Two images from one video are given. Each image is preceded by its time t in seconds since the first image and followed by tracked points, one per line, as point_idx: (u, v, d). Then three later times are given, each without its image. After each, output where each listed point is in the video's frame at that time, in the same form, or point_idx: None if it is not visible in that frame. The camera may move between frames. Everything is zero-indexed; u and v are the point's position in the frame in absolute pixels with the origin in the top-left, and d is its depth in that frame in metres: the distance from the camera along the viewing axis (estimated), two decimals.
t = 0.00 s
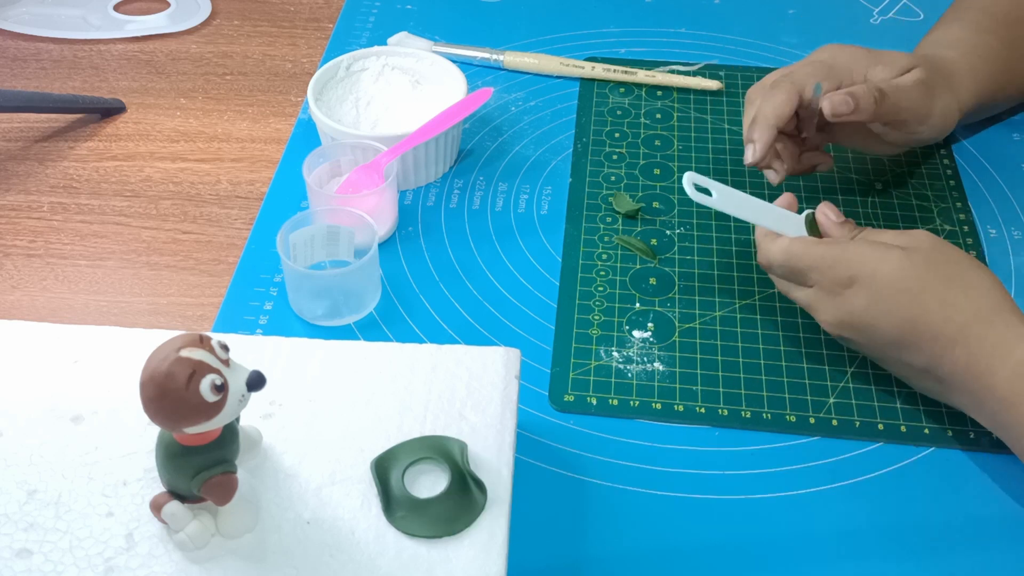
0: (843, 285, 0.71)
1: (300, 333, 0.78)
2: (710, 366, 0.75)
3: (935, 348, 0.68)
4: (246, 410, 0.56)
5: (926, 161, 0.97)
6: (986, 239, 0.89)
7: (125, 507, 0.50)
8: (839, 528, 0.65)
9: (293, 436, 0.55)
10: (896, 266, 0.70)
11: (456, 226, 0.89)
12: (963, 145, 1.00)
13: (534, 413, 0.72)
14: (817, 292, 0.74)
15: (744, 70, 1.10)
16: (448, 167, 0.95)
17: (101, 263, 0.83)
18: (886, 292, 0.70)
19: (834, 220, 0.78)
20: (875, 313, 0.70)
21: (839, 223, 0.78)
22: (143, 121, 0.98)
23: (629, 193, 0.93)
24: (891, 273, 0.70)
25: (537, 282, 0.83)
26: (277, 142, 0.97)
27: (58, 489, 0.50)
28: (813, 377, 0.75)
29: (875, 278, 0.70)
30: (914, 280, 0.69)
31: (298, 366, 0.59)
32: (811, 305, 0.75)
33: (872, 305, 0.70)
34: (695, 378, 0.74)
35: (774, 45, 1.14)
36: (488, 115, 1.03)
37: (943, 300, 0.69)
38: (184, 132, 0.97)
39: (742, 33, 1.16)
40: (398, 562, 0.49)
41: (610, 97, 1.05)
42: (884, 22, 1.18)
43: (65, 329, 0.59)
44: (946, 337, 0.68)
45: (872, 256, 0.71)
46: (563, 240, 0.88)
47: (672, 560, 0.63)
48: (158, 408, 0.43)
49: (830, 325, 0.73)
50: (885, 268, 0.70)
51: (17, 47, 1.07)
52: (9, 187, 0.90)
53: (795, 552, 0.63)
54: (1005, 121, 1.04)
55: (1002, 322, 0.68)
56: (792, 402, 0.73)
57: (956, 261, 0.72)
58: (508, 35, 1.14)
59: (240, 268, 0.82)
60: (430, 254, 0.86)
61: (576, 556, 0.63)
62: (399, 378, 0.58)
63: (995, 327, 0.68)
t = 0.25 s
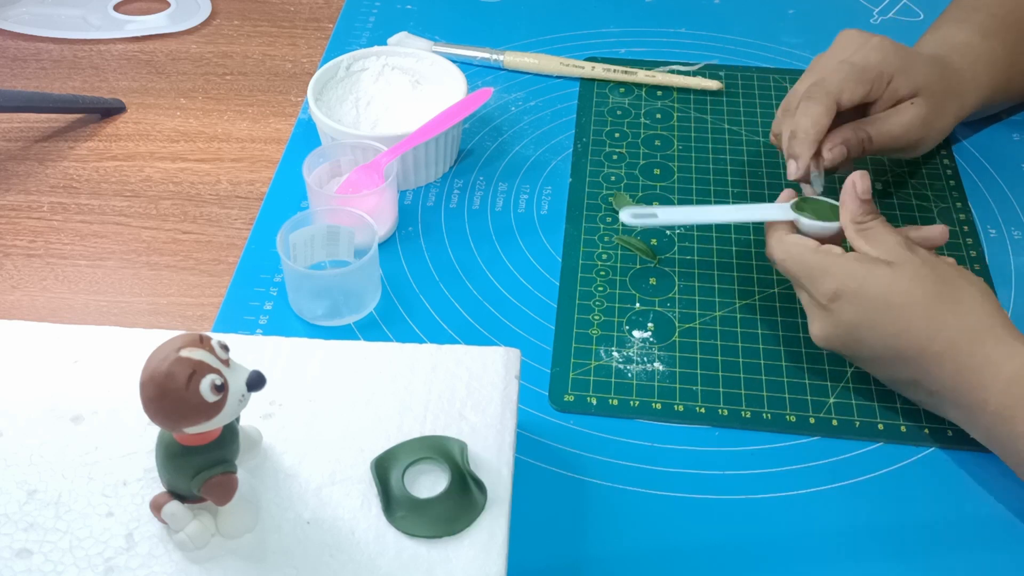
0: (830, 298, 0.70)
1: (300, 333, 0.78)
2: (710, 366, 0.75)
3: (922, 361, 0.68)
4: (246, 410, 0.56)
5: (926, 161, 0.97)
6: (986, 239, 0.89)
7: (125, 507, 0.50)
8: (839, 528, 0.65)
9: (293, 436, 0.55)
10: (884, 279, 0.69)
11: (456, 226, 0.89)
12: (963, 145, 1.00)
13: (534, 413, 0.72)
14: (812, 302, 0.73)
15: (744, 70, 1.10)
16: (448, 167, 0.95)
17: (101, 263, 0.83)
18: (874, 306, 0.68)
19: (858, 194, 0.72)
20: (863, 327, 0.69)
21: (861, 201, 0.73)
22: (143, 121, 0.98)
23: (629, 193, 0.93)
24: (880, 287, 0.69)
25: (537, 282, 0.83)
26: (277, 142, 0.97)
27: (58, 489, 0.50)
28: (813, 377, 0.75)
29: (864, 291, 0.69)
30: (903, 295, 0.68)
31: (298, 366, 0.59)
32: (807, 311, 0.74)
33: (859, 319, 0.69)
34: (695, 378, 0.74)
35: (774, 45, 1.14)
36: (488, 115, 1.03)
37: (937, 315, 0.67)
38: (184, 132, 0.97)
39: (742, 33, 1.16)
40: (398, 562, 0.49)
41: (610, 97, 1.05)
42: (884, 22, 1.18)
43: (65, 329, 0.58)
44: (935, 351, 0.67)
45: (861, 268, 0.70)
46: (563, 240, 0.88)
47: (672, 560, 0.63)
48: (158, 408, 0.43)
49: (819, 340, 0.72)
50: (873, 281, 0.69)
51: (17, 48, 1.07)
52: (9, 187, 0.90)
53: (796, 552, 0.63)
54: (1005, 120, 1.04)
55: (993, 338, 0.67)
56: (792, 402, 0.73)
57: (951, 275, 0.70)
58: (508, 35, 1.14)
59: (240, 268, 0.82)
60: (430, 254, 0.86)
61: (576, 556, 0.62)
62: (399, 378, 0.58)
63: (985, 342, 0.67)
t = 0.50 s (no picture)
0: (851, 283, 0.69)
1: (300, 333, 0.78)
2: (710, 366, 0.75)
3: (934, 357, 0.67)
4: (246, 410, 0.56)
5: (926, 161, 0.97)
6: (986, 239, 0.89)
7: (125, 507, 0.50)
8: (839, 528, 0.65)
9: (293, 437, 0.55)
10: (905, 272, 0.68)
11: (456, 226, 0.89)
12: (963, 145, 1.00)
13: (534, 413, 0.72)
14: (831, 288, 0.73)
15: (744, 70, 1.10)
16: (447, 167, 0.95)
17: (101, 263, 0.83)
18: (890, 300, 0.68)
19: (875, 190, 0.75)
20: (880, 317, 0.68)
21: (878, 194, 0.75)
22: (143, 121, 0.98)
23: (629, 193, 0.93)
24: (899, 279, 0.68)
25: (537, 282, 0.83)
26: (277, 142, 0.97)
27: (58, 489, 0.50)
28: (814, 377, 0.75)
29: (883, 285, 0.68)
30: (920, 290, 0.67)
31: (298, 366, 0.59)
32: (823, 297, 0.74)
33: (878, 308, 0.68)
34: (695, 378, 0.74)
35: (774, 45, 1.14)
36: (488, 115, 1.03)
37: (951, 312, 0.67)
38: (184, 132, 0.97)
39: (742, 33, 1.16)
40: (398, 561, 0.49)
41: (610, 97, 1.05)
42: (884, 22, 1.18)
43: (65, 329, 0.58)
44: (946, 347, 0.67)
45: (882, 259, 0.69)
46: (563, 240, 0.88)
47: (672, 560, 0.63)
48: (158, 408, 0.43)
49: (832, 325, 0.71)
50: (893, 273, 0.68)
51: (17, 48, 1.07)
52: (9, 187, 0.90)
53: (796, 552, 0.63)
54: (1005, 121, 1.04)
55: (1004, 334, 0.67)
56: (792, 401, 0.73)
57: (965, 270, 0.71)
58: (508, 35, 1.14)
59: (240, 268, 0.82)
60: (430, 254, 0.86)
61: (576, 556, 0.62)
62: (399, 378, 0.58)
63: (995, 338, 0.67)
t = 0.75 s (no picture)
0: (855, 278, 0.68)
1: (300, 333, 0.78)
2: (710, 366, 0.75)
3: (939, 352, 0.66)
4: (246, 410, 0.56)
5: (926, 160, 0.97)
6: (986, 239, 0.89)
7: (125, 507, 0.50)
8: (839, 528, 0.65)
9: (293, 437, 0.55)
10: (909, 266, 0.67)
11: (456, 226, 0.89)
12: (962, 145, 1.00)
13: (534, 413, 0.72)
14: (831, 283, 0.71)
15: (744, 70, 1.10)
16: (447, 167, 0.95)
17: (101, 263, 0.83)
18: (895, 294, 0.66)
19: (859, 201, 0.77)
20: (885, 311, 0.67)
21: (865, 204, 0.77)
22: (143, 121, 0.98)
23: (629, 193, 0.93)
24: (904, 273, 0.67)
25: (537, 282, 0.83)
26: (277, 142, 0.97)
27: (58, 489, 0.50)
28: (814, 377, 0.75)
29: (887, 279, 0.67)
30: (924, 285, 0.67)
31: (298, 367, 0.59)
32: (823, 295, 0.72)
33: (883, 302, 0.67)
34: (695, 378, 0.74)
35: (774, 45, 1.14)
36: (488, 115, 1.03)
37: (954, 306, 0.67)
38: (184, 132, 0.97)
39: (742, 33, 1.16)
40: (398, 561, 0.49)
41: (610, 97, 1.05)
42: (884, 22, 1.18)
43: (65, 329, 0.58)
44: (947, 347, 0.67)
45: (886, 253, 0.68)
46: (563, 240, 0.88)
47: (672, 559, 0.63)
48: (158, 408, 0.43)
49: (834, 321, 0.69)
50: (899, 268, 0.67)
51: (17, 48, 1.07)
52: (9, 187, 0.90)
53: (797, 553, 0.63)
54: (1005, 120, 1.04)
55: (1006, 330, 0.67)
56: (792, 402, 0.73)
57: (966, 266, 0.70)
58: (508, 35, 1.14)
59: (240, 268, 0.82)
60: (430, 254, 0.86)
61: (577, 556, 0.62)
62: (399, 378, 0.58)
63: (998, 334, 0.67)
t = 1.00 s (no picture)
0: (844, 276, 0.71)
1: (300, 332, 0.78)
2: (710, 366, 0.75)
3: (929, 353, 0.68)
4: (246, 410, 0.56)
5: (926, 160, 0.97)
6: (986, 239, 0.89)
7: (125, 507, 0.50)
8: (839, 528, 0.65)
9: (293, 437, 0.55)
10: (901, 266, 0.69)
11: (456, 226, 0.89)
12: (963, 145, 1.00)
13: (534, 413, 0.72)
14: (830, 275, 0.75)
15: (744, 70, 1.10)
16: (447, 167, 0.95)
17: (101, 263, 0.83)
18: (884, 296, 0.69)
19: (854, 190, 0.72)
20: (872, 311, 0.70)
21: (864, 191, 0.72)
22: (143, 121, 0.98)
23: (629, 193, 0.93)
24: (894, 274, 0.69)
25: (537, 282, 0.83)
26: (277, 142, 0.97)
27: (58, 489, 0.50)
28: (814, 377, 0.75)
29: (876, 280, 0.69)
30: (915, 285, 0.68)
31: (298, 367, 0.59)
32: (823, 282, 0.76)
33: (869, 302, 0.70)
34: (695, 378, 0.74)
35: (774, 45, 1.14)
36: (488, 115, 1.03)
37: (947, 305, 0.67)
38: (184, 132, 0.97)
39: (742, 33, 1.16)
40: (398, 561, 0.49)
41: (610, 97, 1.05)
42: (884, 22, 1.18)
43: (66, 329, 0.58)
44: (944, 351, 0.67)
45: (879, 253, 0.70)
46: (563, 240, 0.88)
47: (671, 559, 0.63)
48: (158, 408, 0.43)
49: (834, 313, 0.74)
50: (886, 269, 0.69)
51: (17, 48, 1.07)
52: (9, 187, 0.90)
53: (797, 553, 0.63)
54: (1004, 121, 1.04)
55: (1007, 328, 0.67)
56: (792, 401, 0.73)
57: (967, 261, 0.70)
58: (508, 35, 1.14)
59: (240, 268, 0.82)
60: (430, 254, 0.86)
61: (577, 556, 0.62)
62: (399, 378, 0.58)
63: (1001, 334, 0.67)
